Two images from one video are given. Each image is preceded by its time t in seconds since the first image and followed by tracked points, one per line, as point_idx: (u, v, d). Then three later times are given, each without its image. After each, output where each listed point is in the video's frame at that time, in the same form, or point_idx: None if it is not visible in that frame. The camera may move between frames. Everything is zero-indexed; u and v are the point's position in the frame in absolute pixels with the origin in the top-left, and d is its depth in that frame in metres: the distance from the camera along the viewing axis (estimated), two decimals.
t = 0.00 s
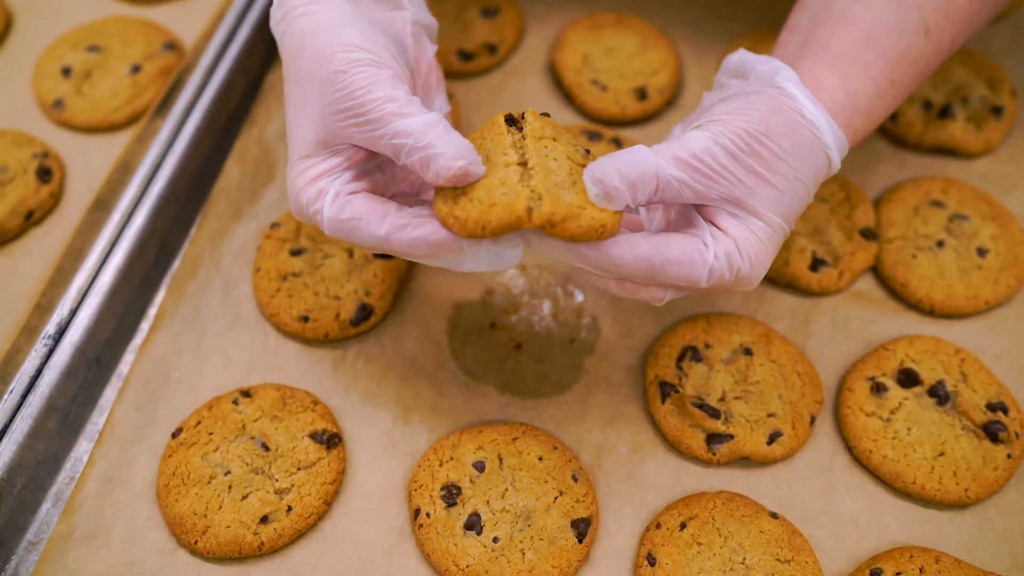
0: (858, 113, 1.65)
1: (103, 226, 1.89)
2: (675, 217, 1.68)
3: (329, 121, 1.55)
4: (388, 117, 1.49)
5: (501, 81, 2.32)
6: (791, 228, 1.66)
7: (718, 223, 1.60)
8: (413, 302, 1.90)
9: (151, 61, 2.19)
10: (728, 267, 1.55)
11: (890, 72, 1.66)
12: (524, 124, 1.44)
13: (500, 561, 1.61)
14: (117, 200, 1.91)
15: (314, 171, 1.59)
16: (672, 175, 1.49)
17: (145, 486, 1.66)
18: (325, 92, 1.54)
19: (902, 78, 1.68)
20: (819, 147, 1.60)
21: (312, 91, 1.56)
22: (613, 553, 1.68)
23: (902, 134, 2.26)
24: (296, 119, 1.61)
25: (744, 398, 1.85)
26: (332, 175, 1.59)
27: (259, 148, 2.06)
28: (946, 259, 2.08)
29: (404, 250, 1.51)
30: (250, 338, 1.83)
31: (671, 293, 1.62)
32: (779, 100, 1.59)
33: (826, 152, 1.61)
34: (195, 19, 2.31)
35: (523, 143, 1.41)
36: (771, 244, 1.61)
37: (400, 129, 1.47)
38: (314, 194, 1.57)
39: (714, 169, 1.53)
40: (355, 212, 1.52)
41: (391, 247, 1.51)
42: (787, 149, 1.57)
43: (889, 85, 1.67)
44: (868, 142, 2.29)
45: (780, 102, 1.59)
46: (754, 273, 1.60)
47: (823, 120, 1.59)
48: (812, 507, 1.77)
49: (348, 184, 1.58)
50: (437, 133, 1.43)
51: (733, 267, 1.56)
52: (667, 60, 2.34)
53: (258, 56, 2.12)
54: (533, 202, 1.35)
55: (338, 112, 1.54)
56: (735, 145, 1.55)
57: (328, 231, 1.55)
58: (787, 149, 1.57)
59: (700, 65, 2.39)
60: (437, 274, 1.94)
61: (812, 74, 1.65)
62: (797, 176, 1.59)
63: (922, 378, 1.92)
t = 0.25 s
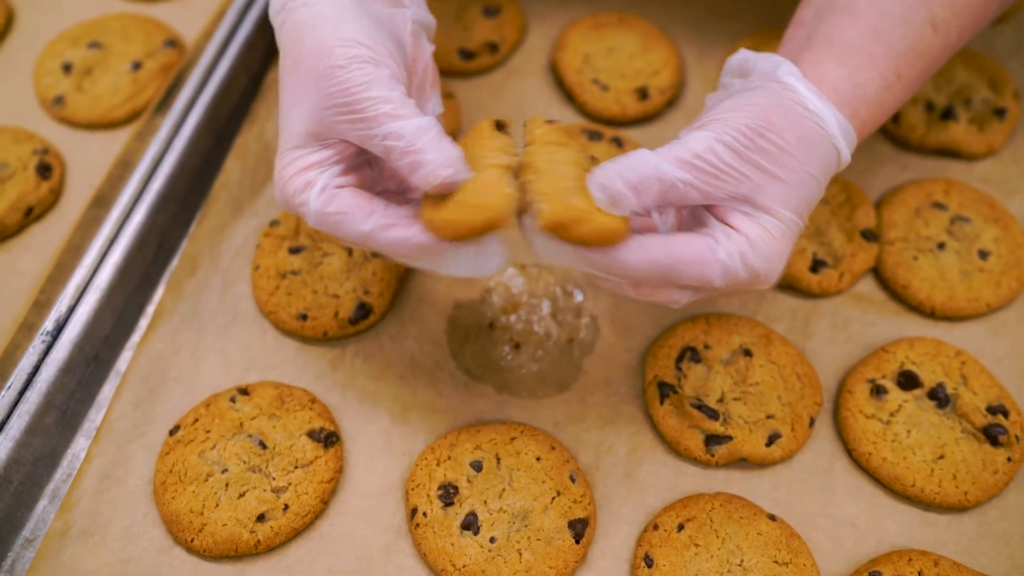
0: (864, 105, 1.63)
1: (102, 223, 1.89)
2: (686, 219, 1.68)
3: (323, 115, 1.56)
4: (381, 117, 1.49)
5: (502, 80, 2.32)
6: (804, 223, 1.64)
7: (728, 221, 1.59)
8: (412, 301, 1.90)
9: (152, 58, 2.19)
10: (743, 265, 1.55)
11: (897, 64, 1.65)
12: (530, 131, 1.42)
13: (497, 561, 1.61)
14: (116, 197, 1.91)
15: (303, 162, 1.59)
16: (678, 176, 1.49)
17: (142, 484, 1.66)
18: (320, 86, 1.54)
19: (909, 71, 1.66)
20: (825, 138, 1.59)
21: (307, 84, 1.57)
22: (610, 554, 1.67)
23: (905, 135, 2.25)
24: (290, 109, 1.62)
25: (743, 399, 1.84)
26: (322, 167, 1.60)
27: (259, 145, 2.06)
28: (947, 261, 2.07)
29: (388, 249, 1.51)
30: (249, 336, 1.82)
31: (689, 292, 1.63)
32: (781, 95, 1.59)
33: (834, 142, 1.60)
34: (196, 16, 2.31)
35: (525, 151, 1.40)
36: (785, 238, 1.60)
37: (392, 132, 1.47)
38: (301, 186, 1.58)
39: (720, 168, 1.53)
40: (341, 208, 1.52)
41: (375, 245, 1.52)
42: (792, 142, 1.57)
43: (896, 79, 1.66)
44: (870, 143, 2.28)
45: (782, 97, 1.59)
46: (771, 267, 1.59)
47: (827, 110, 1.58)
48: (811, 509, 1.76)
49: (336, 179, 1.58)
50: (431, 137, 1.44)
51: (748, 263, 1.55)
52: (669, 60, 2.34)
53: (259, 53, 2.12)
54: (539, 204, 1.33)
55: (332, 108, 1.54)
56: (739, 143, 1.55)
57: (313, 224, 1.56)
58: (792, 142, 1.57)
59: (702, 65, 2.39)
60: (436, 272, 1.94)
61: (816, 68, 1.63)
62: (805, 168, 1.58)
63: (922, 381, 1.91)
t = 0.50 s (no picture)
0: (894, 111, 1.63)
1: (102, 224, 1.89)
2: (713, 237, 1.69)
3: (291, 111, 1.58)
4: (348, 117, 1.53)
5: (504, 83, 2.31)
6: (836, 234, 1.64)
7: (758, 236, 1.60)
8: (412, 305, 1.89)
9: (153, 59, 2.19)
10: (773, 281, 1.55)
11: (927, 70, 1.64)
12: (551, 157, 1.49)
13: (495, 567, 1.60)
14: (116, 198, 1.91)
15: (267, 158, 1.62)
16: (701, 193, 1.51)
17: (139, 487, 1.66)
18: (287, 81, 1.57)
19: (940, 77, 1.65)
20: (856, 148, 1.58)
21: (274, 78, 1.58)
22: (609, 562, 1.67)
23: (909, 141, 2.24)
24: (254, 102, 1.62)
25: (744, 406, 1.83)
26: (284, 164, 1.63)
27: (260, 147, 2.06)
28: (951, 268, 2.06)
29: (349, 252, 1.56)
30: (248, 339, 1.82)
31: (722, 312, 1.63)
32: (810, 106, 1.59)
33: (864, 153, 1.59)
34: (198, 17, 2.30)
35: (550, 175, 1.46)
36: (815, 250, 1.60)
37: (357, 132, 1.51)
38: (265, 182, 1.60)
39: (746, 183, 1.55)
40: (305, 208, 1.56)
41: (335, 246, 1.56)
42: (822, 154, 1.56)
43: (926, 84, 1.65)
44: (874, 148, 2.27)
45: (810, 107, 1.58)
46: (801, 281, 1.59)
47: (855, 120, 1.58)
48: (811, 518, 1.75)
49: (300, 178, 1.62)
50: (397, 138, 1.48)
51: (778, 278, 1.55)
52: (672, 64, 2.33)
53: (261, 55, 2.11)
54: (563, 233, 1.39)
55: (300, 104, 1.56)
56: (765, 157, 1.55)
57: (273, 220, 1.59)
58: (822, 155, 1.57)
59: (705, 70, 2.38)
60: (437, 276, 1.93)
61: (845, 77, 1.64)
62: (837, 179, 1.58)
63: (925, 389, 1.90)
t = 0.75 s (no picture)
0: (898, 113, 1.63)
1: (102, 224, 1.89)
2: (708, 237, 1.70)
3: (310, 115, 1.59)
4: (365, 126, 1.54)
5: (506, 84, 2.31)
6: (829, 236, 1.64)
7: (751, 239, 1.60)
8: (411, 307, 1.89)
9: (154, 59, 2.19)
10: (764, 289, 1.57)
11: (930, 72, 1.64)
12: (563, 144, 1.48)
13: (493, 570, 1.60)
14: (116, 198, 1.91)
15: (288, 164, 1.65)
16: (700, 197, 1.51)
17: (137, 488, 1.66)
18: (305, 85, 1.57)
19: (944, 79, 1.65)
20: (855, 151, 1.58)
21: (293, 80, 1.59)
22: (607, 565, 1.66)
23: (911, 145, 2.24)
24: (277, 104, 1.65)
25: (743, 411, 1.83)
26: (304, 171, 1.67)
27: (261, 148, 2.06)
28: (953, 273, 2.05)
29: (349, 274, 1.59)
30: (247, 340, 1.82)
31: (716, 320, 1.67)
32: (811, 108, 1.58)
33: (863, 155, 1.59)
34: (200, 16, 2.30)
35: (560, 164, 1.44)
36: (807, 255, 1.60)
37: (373, 142, 1.52)
38: (284, 189, 1.64)
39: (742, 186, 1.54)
40: (315, 223, 1.60)
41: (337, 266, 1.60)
42: (820, 157, 1.56)
43: (930, 85, 1.65)
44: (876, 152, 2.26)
45: (811, 109, 1.57)
46: (791, 286, 1.60)
47: (857, 123, 1.57)
48: (810, 523, 1.75)
49: (317, 190, 1.65)
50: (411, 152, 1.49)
51: (769, 286, 1.57)
52: (674, 67, 2.32)
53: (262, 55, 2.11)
54: (558, 231, 1.37)
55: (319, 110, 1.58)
56: (763, 159, 1.55)
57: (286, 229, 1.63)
58: (820, 158, 1.56)
59: (707, 72, 2.37)
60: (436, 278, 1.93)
61: (848, 77, 1.63)
62: (833, 182, 1.58)
63: (925, 394, 1.89)
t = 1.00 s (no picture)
0: (887, 112, 1.63)
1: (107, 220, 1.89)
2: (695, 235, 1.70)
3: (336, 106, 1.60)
4: (387, 116, 1.54)
5: (511, 83, 2.30)
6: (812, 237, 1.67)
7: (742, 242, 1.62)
8: (416, 305, 1.89)
9: (160, 56, 2.19)
10: (749, 293, 1.60)
11: (922, 71, 1.64)
12: (587, 131, 1.44)
13: (496, 569, 1.59)
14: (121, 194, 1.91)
15: (321, 158, 1.68)
16: (699, 202, 1.50)
17: (141, 484, 1.66)
18: (331, 76, 1.58)
19: (934, 79, 1.66)
20: (847, 155, 1.59)
21: (320, 71, 1.60)
22: (610, 565, 1.66)
23: (918, 145, 2.23)
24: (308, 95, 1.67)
25: (748, 411, 1.82)
26: (337, 165, 1.68)
27: (266, 146, 2.06)
28: (959, 274, 2.04)
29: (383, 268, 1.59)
30: (252, 337, 1.82)
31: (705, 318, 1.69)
32: (811, 107, 1.57)
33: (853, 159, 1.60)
34: (206, 14, 2.30)
35: (579, 150, 1.42)
36: (791, 258, 1.63)
37: (394, 132, 1.53)
38: (319, 183, 1.67)
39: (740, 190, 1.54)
40: (349, 217, 1.61)
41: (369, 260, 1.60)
42: (815, 161, 1.57)
43: (919, 85, 1.66)
44: (882, 153, 2.26)
45: (812, 110, 1.57)
46: (774, 288, 1.63)
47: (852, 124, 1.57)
48: (815, 523, 1.74)
49: (352, 183, 1.67)
50: (431, 140, 1.48)
51: (753, 288, 1.59)
52: (680, 66, 2.32)
53: (268, 52, 2.11)
54: (568, 220, 1.36)
55: (343, 101, 1.58)
56: (763, 161, 1.54)
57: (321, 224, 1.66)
58: (815, 161, 1.57)
59: (713, 71, 2.36)
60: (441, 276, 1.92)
61: (845, 74, 1.61)
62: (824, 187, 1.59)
63: (931, 395, 1.88)
